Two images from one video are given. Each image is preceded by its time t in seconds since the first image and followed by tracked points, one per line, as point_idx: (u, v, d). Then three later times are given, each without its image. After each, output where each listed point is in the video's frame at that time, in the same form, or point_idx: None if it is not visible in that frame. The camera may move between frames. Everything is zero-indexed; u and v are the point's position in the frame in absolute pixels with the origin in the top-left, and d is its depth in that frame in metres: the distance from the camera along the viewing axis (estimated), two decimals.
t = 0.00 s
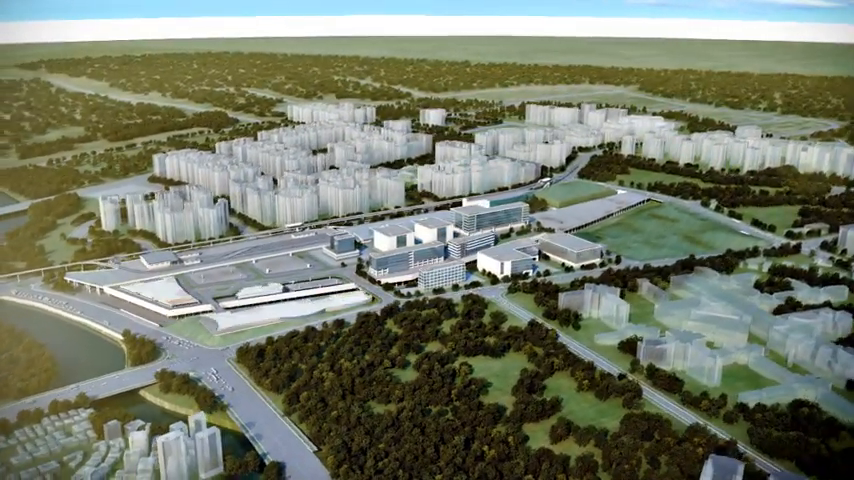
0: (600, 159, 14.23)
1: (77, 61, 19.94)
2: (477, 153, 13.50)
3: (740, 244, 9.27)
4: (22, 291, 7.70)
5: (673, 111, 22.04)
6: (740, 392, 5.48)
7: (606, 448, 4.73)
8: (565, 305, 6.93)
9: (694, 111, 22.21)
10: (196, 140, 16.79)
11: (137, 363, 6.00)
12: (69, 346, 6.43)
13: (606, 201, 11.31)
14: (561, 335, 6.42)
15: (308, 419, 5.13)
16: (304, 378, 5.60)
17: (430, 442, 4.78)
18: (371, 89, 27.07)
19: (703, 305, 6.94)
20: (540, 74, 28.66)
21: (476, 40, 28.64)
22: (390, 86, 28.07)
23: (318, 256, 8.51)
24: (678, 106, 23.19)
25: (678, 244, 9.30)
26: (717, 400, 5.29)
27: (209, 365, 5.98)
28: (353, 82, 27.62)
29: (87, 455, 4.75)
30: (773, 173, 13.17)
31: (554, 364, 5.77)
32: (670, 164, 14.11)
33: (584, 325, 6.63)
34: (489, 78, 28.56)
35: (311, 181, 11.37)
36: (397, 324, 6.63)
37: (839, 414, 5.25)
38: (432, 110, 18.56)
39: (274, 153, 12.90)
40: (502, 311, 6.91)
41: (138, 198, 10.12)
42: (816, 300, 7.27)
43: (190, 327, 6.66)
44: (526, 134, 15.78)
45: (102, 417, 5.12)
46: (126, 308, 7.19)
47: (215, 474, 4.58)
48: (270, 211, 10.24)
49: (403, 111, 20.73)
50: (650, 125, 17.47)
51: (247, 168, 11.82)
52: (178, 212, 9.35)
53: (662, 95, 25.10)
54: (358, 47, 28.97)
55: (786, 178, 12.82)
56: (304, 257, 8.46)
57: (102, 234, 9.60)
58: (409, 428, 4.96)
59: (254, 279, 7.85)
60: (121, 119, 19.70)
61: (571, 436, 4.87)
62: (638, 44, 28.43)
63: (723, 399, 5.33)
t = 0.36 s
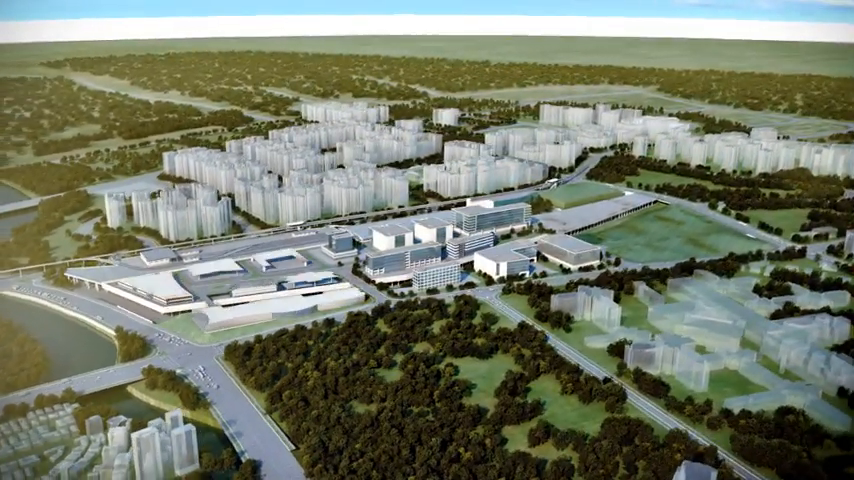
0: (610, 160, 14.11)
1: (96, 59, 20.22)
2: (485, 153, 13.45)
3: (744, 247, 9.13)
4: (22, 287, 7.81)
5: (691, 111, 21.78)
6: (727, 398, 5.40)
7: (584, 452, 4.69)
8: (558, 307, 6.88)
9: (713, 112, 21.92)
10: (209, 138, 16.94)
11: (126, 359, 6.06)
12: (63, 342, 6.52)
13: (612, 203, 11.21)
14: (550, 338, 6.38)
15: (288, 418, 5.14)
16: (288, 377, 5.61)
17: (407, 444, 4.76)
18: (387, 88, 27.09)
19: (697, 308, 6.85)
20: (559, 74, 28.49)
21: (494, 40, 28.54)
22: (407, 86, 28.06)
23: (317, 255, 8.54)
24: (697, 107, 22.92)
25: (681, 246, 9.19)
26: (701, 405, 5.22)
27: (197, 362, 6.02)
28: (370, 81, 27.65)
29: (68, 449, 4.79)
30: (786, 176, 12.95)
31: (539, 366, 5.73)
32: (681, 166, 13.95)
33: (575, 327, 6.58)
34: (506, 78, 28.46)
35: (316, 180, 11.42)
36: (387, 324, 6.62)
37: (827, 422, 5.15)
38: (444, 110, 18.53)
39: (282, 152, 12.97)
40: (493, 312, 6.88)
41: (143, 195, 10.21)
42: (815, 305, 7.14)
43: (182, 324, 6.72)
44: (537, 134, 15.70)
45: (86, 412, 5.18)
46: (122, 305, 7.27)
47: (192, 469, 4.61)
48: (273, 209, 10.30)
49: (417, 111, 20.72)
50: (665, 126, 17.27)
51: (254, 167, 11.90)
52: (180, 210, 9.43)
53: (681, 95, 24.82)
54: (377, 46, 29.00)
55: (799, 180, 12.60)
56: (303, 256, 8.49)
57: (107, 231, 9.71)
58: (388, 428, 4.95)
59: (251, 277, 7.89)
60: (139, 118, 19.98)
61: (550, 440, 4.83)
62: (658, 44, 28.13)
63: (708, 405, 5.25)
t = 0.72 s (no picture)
0: (621, 161, 13.97)
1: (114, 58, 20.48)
2: (493, 153, 13.39)
3: (748, 251, 9.00)
4: (23, 282, 7.93)
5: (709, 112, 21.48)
6: (713, 403, 5.32)
7: (562, 456, 4.64)
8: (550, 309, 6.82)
9: (732, 112, 21.60)
10: (223, 136, 17.06)
11: (117, 356, 6.12)
12: (58, 339, 6.57)
13: (618, 204, 11.11)
14: (539, 340, 6.34)
15: (268, 416, 5.16)
16: (272, 376, 5.62)
17: (383, 445, 4.75)
18: (405, 87, 27.08)
19: (692, 312, 6.76)
20: (577, 74, 28.29)
21: (513, 39, 28.40)
22: (425, 85, 28.01)
23: (316, 254, 8.57)
24: (716, 108, 22.63)
25: (683, 249, 9.08)
26: (686, 411, 5.15)
27: (186, 359, 6.07)
28: (388, 81, 27.64)
29: (50, 442, 4.81)
30: (800, 178, 12.71)
31: (525, 368, 5.69)
32: (693, 167, 13.77)
33: (566, 330, 6.53)
34: (524, 78, 28.30)
35: (321, 179, 11.46)
36: (378, 324, 6.61)
37: (813, 429, 5.04)
38: (457, 110, 18.48)
39: (291, 151, 13.03)
40: (485, 313, 6.86)
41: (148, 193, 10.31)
42: (814, 310, 7.00)
43: (175, 321, 6.77)
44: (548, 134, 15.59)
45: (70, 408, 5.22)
46: (119, 302, 7.34)
47: (168, 465, 4.65)
48: (276, 208, 10.35)
49: (431, 111, 20.68)
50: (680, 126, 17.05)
51: (260, 165, 11.97)
52: (183, 207, 9.51)
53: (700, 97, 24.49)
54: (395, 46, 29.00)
55: (812, 183, 12.36)
56: (301, 254, 8.52)
57: (112, 227, 9.82)
58: (366, 429, 4.94)
59: (248, 274, 7.94)
60: (156, 116, 20.21)
61: (527, 443, 4.79)
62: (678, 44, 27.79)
63: (693, 411, 5.17)
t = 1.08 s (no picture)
0: (631, 162, 13.84)
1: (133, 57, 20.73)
2: (501, 153, 13.34)
3: (751, 254, 8.87)
4: (25, 278, 8.05)
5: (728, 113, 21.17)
6: (698, 409, 5.25)
7: (538, 459, 4.61)
8: (542, 310, 6.77)
9: (751, 113, 21.27)
10: (236, 135, 17.19)
11: (108, 352, 6.17)
12: (54, 334, 6.65)
13: (623, 205, 11.01)
14: (528, 342, 6.31)
15: (249, 414, 5.18)
16: (257, 374, 5.65)
17: (358, 445, 4.75)
18: (422, 87, 27.04)
19: (686, 316, 6.68)
20: (596, 74, 28.08)
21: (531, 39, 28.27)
22: (442, 85, 27.95)
23: (315, 253, 8.60)
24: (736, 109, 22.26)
25: (685, 252, 8.97)
26: (669, 416, 5.09)
27: (175, 356, 6.12)
28: (406, 80, 27.63)
29: (33, 436, 4.85)
30: (813, 180, 12.49)
31: (510, 370, 5.66)
32: (704, 169, 13.59)
33: (557, 332, 6.48)
34: (543, 78, 28.17)
35: (326, 178, 11.50)
36: (368, 323, 6.61)
37: (798, 437, 4.97)
38: (471, 110, 18.44)
39: (299, 150, 13.08)
40: (476, 314, 6.83)
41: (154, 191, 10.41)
42: (812, 315, 6.88)
43: (168, 318, 6.84)
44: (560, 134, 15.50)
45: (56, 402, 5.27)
46: (116, 298, 7.42)
47: (145, 461, 4.68)
48: (279, 207, 10.40)
49: (446, 110, 20.64)
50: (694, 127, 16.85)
51: (267, 164, 12.04)
52: (185, 205, 9.59)
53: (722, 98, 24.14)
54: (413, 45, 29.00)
55: (825, 185, 12.14)
56: (300, 253, 8.55)
57: (117, 224, 9.94)
58: (343, 428, 4.94)
59: (245, 271, 7.98)
60: (173, 114, 20.40)
61: (504, 445, 4.76)
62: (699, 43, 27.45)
63: (676, 416, 5.11)
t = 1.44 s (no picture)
0: (641, 163, 13.72)
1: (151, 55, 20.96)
2: (510, 154, 13.29)
3: (754, 257, 8.73)
4: (28, 273, 8.17)
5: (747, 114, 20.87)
6: (682, 415, 5.18)
7: (514, 462, 4.58)
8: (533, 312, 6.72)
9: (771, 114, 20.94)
10: (250, 133, 17.31)
11: (100, 348, 6.25)
12: (50, 329, 6.73)
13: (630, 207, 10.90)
14: (517, 344, 6.26)
15: (230, 412, 5.21)
16: (242, 372, 5.68)
17: (335, 444, 4.75)
18: (440, 86, 26.97)
19: (679, 320, 6.60)
20: (615, 74, 27.85)
21: (550, 38, 28.10)
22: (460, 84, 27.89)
23: (313, 251, 8.63)
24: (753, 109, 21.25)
25: (687, 255, 8.87)
26: (651, 422, 5.03)
27: (165, 353, 6.17)
28: (423, 79, 27.61)
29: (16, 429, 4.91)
30: (826, 183, 12.27)
31: (495, 372, 5.63)
32: (716, 171, 13.42)
33: (547, 335, 6.44)
34: (561, 77, 28.01)
35: (332, 177, 11.53)
36: (359, 323, 6.61)
37: (782, 445, 4.87)
38: (484, 110, 18.39)
39: (307, 149, 13.13)
40: (468, 316, 6.81)
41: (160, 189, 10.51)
42: (810, 321, 6.75)
43: (162, 314, 6.90)
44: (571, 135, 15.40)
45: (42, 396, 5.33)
46: (114, 294, 7.50)
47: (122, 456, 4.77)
48: (283, 205, 10.44)
49: (460, 110, 20.60)
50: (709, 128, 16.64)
51: (274, 162, 12.12)
52: (188, 203, 9.68)
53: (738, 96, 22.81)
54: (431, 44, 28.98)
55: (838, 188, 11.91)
56: (299, 251, 8.59)
57: (123, 221, 10.06)
58: (321, 428, 4.95)
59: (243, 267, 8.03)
60: (190, 112, 20.56)
61: (481, 448, 4.74)
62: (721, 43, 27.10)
63: (658, 422, 5.05)
